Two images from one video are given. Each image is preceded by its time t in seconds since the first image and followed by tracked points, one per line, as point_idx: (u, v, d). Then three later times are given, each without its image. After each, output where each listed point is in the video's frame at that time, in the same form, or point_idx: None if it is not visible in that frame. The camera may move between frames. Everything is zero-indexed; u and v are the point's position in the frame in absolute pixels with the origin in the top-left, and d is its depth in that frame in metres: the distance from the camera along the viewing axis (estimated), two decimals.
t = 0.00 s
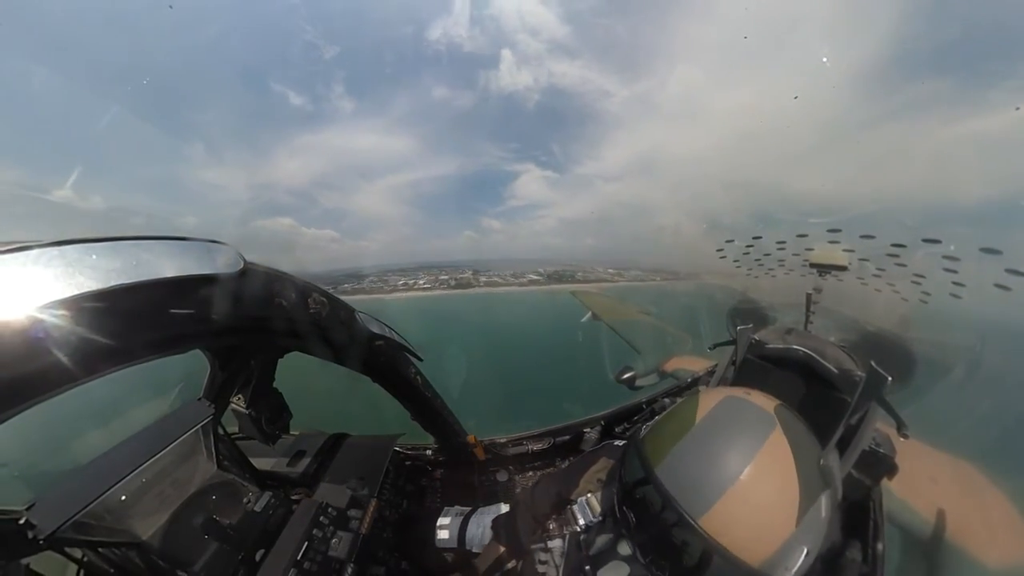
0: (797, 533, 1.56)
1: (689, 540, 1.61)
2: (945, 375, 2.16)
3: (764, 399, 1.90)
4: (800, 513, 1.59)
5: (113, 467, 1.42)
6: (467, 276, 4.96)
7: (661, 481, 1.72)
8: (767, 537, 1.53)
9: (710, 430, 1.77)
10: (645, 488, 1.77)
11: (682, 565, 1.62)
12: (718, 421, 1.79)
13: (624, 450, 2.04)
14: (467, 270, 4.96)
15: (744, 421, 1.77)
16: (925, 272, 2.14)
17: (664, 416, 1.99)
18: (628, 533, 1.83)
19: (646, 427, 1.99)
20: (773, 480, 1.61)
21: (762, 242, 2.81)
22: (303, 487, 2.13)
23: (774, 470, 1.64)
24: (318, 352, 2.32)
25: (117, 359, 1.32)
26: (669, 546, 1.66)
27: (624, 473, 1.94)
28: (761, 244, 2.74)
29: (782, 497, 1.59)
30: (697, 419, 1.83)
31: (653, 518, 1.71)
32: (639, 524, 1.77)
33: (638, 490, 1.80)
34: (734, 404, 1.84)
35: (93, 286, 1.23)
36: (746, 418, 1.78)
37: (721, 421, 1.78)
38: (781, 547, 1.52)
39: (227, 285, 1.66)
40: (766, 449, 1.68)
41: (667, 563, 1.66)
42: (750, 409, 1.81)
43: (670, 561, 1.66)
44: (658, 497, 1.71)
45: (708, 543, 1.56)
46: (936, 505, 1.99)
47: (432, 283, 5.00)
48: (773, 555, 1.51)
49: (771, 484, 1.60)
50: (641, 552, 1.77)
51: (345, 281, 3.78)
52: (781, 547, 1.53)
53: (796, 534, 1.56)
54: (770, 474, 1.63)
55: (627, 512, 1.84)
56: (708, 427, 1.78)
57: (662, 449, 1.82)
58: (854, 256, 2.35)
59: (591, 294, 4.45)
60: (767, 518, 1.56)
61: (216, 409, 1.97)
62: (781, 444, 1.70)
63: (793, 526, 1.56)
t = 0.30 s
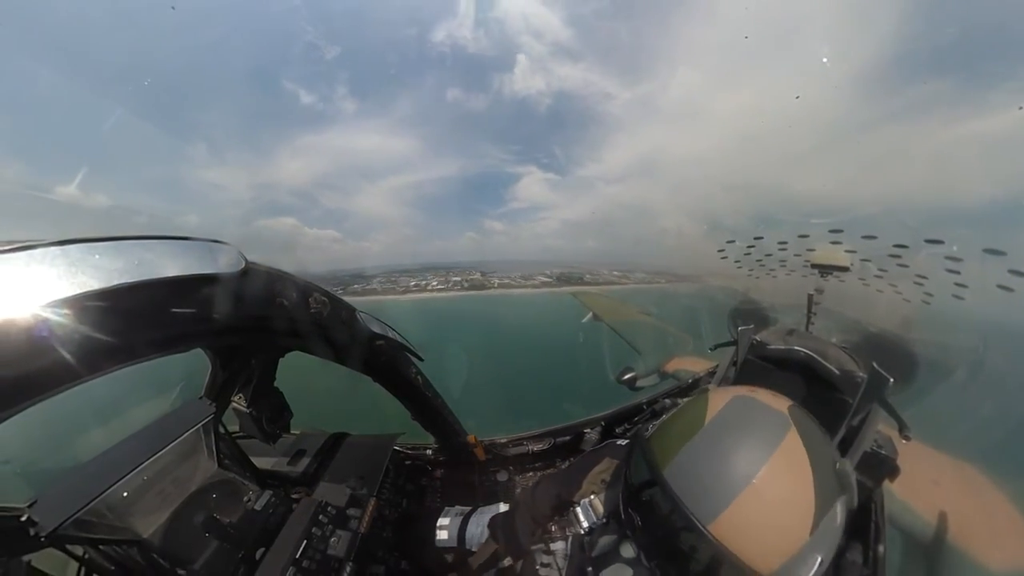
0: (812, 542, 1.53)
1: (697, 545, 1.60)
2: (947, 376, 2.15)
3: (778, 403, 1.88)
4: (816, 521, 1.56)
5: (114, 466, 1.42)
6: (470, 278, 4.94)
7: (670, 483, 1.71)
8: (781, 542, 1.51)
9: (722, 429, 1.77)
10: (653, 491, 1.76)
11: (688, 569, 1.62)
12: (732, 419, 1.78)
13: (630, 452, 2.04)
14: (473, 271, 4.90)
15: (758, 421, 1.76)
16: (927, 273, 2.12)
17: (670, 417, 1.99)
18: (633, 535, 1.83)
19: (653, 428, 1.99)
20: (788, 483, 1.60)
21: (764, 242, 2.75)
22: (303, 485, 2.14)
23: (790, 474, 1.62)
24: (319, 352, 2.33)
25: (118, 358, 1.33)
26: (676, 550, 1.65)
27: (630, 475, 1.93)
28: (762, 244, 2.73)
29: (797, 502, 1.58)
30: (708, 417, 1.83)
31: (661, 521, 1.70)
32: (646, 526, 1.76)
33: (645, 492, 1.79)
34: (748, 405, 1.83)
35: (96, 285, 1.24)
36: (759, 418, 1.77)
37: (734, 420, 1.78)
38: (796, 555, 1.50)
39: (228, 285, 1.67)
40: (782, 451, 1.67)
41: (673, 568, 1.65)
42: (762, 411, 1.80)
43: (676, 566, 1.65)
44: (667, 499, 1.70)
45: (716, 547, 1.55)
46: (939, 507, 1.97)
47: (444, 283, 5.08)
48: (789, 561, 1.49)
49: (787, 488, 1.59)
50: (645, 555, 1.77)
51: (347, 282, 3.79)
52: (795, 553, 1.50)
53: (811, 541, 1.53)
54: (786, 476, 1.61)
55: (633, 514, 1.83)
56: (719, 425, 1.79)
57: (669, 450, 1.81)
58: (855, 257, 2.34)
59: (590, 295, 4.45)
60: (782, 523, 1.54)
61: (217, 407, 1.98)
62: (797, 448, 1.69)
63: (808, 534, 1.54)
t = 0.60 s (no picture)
0: (819, 555, 1.52)
1: (699, 556, 1.61)
2: (950, 377, 2.13)
3: (786, 408, 1.87)
4: (823, 534, 1.56)
5: (116, 464, 1.43)
6: (473, 279, 4.95)
7: (673, 492, 1.70)
8: (788, 548, 1.51)
9: (728, 434, 1.75)
10: (656, 499, 1.76)
11: None
12: (739, 426, 1.76)
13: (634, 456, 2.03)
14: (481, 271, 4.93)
15: (766, 429, 1.74)
16: (928, 274, 2.13)
17: (675, 422, 1.96)
18: (632, 538, 1.85)
19: (660, 432, 1.97)
20: (796, 494, 1.59)
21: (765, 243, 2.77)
22: (302, 485, 2.14)
23: (797, 484, 1.61)
24: (319, 352, 2.33)
25: (121, 357, 1.34)
26: (677, 559, 1.66)
27: (633, 481, 1.92)
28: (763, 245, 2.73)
29: (804, 514, 1.57)
30: (713, 423, 1.81)
31: (662, 529, 1.71)
32: (648, 533, 1.77)
33: (647, 500, 1.79)
34: (755, 411, 1.81)
35: (99, 285, 1.25)
36: (766, 426, 1.75)
37: (740, 426, 1.76)
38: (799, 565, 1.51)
39: (229, 285, 1.67)
40: (791, 460, 1.65)
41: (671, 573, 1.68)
42: (768, 415, 1.79)
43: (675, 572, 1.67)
44: (669, 508, 1.70)
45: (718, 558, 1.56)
46: (941, 509, 1.96)
47: (457, 284, 5.08)
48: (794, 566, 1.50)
49: (794, 498, 1.58)
50: (644, 559, 1.80)
51: (349, 282, 3.80)
52: (801, 559, 1.51)
53: (818, 554, 1.52)
54: (794, 487, 1.60)
55: (635, 520, 1.84)
56: (726, 431, 1.77)
57: (675, 456, 1.79)
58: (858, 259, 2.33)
59: (591, 295, 4.44)
60: (789, 529, 1.54)
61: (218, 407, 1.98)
62: (804, 456, 1.68)
63: (814, 545, 1.53)
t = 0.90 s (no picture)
0: (820, 539, 1.53)
1: (703, 547, 1.60)
2: (953, 378, 2.12)
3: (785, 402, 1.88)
4: (824, 517, 1.56)
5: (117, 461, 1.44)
6: (481, 279, 4.85)
7: (677, 484, 1.71)
8: (791, 539, 1.51)
9: (730, 428, 1.75)
10: (660, 491, 1.76)
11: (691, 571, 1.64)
12: (738, 420, 1.76)
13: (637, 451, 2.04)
14: (490, 270, 4.82)
15: (763, 420, 1.74)
16: (932, 274, 2.12)
17: (676, 418, 1.97)
18: (636, 531, 1.86)
19: (663, 427, 1.99)
20: (793, 480, 1.59)
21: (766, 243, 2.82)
22: (303, 484, 2.14)
23: (794, 470, 1.61)
24: (320, 351, 2.34)
25: (122, 356, 1.35)
26: (681, 552, 1.66)
27: (637, 476, 1.92)
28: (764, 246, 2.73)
29: (803, 498, 1.57)
30: (714, 418, 1.82)
31: (666, 522, 1.71)
32: (651, 526, 1.77)
33: (651, 493, 1.80)
34: (753, 404, 1.81)
35: (101, 284, 1.26)
36: (764, 418, 1.75)
37: (740, 421, 1.75)
38: (803, 551, 1.50)
39: (230, 284, 1.68)
40: (787, 448, 1.65)
41: (676, 566, 1.67)
42: (768, 407, 1.79)
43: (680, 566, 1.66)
44: (674, 500, 1.71)
45: (724, 546, 1.56)
46: (945, 513, 1.93)
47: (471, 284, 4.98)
48: (798, 558, 1.49)
49: (791, 484, 1.59)
50: (648, 553, 1.79)
51: (351, 282, 3.81)
52: (804, 551, 1.50)
53: (820, 538, 1.53)
54: (790, 474, 1.60)
55: (638, 515, 1.85)
56: (725, 426, 1.77)
57: (679, 451, 1.80)
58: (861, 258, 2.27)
59: (592, 295, 4.45)
60: (791, 519, 1.54)
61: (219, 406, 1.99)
62: (804, 446, 1.68)
63: (815, 530, 1.53)
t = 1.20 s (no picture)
0: (825, 527, 1.54)
1: (710, 540, 1.61)
2: (956, 380, 2.10)
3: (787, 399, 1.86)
4: (829, 505, 1.57)
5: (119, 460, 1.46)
6: (495, 280, 4.88)
7: (683, 479, 1.71)
8: (793, 533, 1.51)
9: (732, 426, 1.74)
10: (666, 486, 1.76)
11: (700, 565, 1.63)
12: (737, 417, 1.75)
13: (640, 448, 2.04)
14: (498, 271, 4.86)
15: (763, 415, 1.73)
16: (935, 275, 2.10)
17: (677, 415, 1.98)
18: (643, 528, 1.84)
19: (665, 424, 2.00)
20: (795, 473, 1.59)
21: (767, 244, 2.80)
22: (302, 483, 2.14)
23: (796, 465, 1.61)
24: (321, 351, 2.34)
25: (124, 355, 1.36)
26: (689, 546, 1.66)
27: (641, 474, 1.91)
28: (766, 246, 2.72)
29: (807, 489, 1.58)
30: (715, 414, 1.81)
31: (673, 516, 1.71)
32: (658, 521, 1.77)
33: (657, 489, 1.80)
34: (752, 400, 1.81)
35: (104, 282, 1.27)
36: (763, 413, 1.74)
37: (740, 419, 1.74)
38: (811, 542, 1.51)
39: (232, 284, 1.69)
40: (787, 440, 1.65)
41: (685, 561, 1.67)
42: (769, 403, 1.78)
43: (689, 561, 1.66)
44: (681, 494, 1.71)
45: (730, 538, 1.56)
46: (947, 516, 1.93)
47: (487, 284, 5.04)
48: (799, 552, 1.50)
49: (794, 476, 1.59)
50: (656, 549, 1.77)
51: (353, 282, 3.82)
52: (807, 545, 1.50)
53: (822, 532, 1.53)
54: (792, 466, 1.60)
55: (644, 511, 1.83)
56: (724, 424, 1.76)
57: (683, 449, 1.79)
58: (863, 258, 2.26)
59: (593, 296, 4.45)
60: (793, 514, 1.54)
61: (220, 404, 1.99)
62: (807, 442, 1.66)
63: (822, 518, 1.54)
